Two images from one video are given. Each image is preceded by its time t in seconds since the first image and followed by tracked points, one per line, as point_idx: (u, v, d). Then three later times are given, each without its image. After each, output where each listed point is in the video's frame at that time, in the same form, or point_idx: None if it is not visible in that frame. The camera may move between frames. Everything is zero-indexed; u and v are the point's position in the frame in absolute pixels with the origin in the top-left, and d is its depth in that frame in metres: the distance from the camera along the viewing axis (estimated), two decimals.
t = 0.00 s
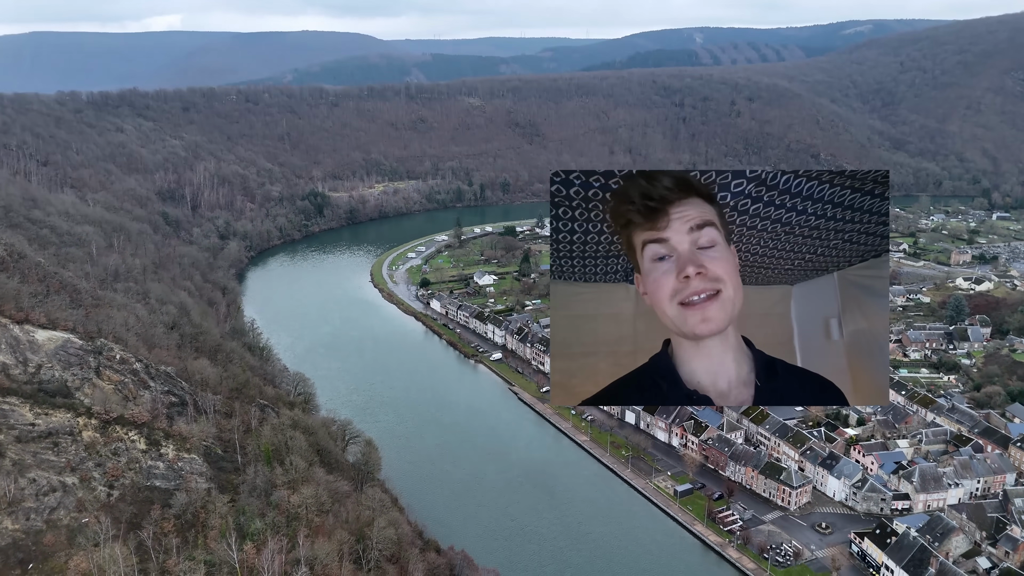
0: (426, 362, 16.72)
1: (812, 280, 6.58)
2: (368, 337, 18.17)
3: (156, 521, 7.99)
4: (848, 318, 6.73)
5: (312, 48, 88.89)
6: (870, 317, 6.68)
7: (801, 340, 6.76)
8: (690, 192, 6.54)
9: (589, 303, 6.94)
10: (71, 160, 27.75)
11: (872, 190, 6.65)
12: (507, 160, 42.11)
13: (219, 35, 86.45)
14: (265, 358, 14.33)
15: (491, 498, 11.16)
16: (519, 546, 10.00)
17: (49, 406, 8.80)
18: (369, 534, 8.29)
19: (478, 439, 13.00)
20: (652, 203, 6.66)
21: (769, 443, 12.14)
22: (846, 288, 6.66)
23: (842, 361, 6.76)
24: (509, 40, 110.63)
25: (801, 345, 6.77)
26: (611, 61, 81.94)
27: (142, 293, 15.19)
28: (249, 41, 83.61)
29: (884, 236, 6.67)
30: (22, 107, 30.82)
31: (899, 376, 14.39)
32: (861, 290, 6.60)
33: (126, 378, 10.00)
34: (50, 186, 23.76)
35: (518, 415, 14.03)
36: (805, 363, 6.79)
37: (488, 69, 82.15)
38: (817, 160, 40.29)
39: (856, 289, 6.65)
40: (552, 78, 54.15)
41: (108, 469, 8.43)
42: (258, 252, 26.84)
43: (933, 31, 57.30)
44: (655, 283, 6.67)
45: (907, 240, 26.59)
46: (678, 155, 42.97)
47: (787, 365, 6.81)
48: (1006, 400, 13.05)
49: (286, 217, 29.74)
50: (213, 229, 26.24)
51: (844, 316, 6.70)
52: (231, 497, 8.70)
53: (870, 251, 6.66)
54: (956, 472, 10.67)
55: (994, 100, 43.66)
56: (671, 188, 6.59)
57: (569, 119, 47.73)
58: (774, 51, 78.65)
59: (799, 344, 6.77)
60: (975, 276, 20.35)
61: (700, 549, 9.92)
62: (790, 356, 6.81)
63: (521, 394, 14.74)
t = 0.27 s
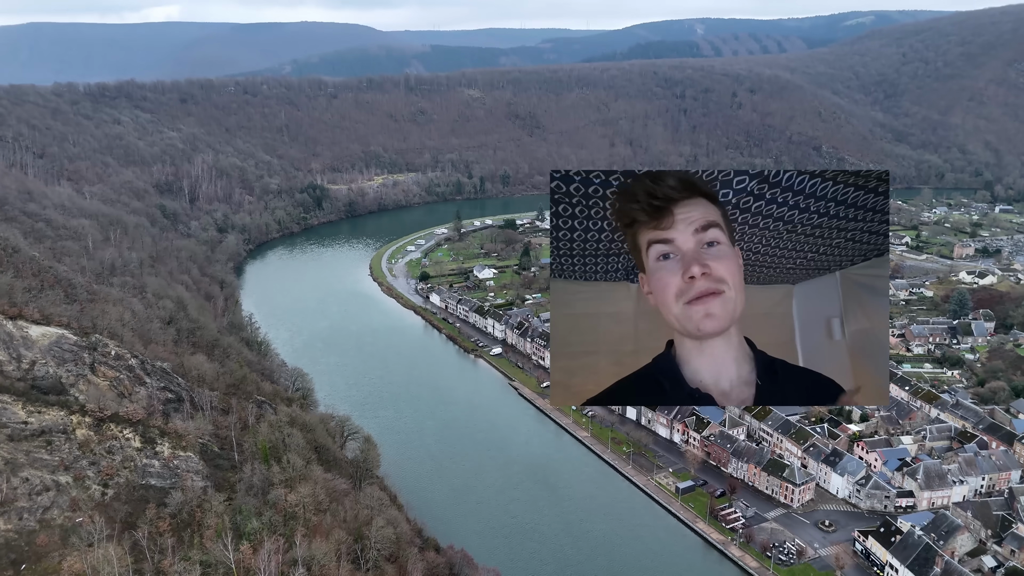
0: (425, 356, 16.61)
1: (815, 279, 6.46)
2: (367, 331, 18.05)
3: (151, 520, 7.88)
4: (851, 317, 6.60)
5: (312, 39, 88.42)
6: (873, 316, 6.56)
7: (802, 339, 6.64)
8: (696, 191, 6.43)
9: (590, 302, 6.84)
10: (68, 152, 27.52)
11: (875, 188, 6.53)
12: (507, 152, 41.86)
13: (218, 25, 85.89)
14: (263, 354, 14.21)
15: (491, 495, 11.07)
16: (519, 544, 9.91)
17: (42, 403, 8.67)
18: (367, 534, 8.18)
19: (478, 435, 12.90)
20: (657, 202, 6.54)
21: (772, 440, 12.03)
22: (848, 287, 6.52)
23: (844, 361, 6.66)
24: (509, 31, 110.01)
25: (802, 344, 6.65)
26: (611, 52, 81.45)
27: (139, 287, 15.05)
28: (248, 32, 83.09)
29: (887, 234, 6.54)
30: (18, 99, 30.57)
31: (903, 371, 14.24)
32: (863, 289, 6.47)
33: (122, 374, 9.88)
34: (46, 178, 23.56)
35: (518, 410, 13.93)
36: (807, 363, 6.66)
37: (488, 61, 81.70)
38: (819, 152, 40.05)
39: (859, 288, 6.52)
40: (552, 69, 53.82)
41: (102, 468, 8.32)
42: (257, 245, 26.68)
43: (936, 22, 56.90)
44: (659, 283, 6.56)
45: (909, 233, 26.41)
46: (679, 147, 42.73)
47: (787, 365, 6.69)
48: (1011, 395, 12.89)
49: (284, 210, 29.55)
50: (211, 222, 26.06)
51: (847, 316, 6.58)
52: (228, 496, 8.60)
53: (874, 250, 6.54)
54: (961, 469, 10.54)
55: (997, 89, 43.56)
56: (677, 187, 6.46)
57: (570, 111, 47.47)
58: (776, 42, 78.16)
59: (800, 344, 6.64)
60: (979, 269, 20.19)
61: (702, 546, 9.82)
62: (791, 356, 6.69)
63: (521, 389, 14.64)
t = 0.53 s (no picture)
0: (425, 352, 16.50)
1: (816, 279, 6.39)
2: (365, 327, 17.94)
3: (146, 521, 7.78)
4: (852, 317, 6.53)
5: (310, 31, 87.96)
6: (874, 316, 6.51)
7: (803, 340, 6.57)
8: (705, 191, 6.38)
9: (591, 301, 6.74)
10: (64, 146, 27.30)
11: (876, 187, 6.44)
12: (507, 145, 41.61)
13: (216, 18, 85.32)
14: (261, 351, 14.12)
15: (490, 494, 10.97)
16: (519, 543, 9.83)
17: (34, 402, 8.56)
18: (365, 534, 8.07)
19: (476, 432, 12.82)
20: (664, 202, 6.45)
21: (774, 437, 11.93)
22: (849, 286, 6.47)
23: (845, 361, 6.58)
24: (509, 23, 109.39)
25: (803, 345, 6.57)
26: (612, 44, 80.96)
27: (135, 282, 14.91)
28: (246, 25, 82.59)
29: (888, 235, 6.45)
30: (14, 91, 30.32)
31: (906, 367, 14.10)
32: (863, 289, 6.43)
33: (117, 371, 9.77)
34: (42, 172, 23.37)
35: (517, 407, 13.83)
36: (808, 363, 6.59)
37: (487, 53, 81.24)
38: (820, 146, 39.80)
39: (859, 287, 6.47)
40: (553, 62, 53.48)
41: (95, 468, 8.22)
42: (255, 239, 26.52)
43: (939, 15, 56.53)
44: (665, 282, 6.44)
45: (911, 228, 26.24)
46: (680, 140, 42.49)
47: (789, 366, 6.62)
48: (1015, 391, 12.70)
49: (283, 204, 29.36)
50: (209, 216, 25.89)
51: (848, 315, 6.50)
52: (224, 496, 8.50)
53: (874, 249, 6.46)
54: (966, 468, 10.41)
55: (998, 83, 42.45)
56: (684, 187, 6.43)
57: (571, 104, 47.17)
58: (777, 34, 77.73)
59: (801, 345, 6.57)
60: (982, 264, 20.01)
61: (704, 546, 9.71)
62: (793, 357, 6.60)
63: (521, 385, 14.54)
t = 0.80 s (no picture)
0: (424, 348, 16.37)
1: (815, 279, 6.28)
2: (364, 322, 17.82)
3: (140, 522, 7.67)
4: (851, 317, 6.41)
5: (309, 23, 87.52)
6: (873, 316, 6.40)
7: (802, 341, 6.44)
8: (710, 191, 6.25)
9: (590, 301, 6.62)
10: (61, 139, 27.11)
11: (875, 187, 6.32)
12: (507, 139, 41.39)
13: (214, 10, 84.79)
14: (259, 348, 13.99)
15: (490, 492, 10.87)
16: (519, 542, 9.73)
17: (27, 401, 8.45)
18: (363, 535, 7.95)
19: (476, 430, 12.70)
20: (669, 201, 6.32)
21: (777, 435, 11.82)
22: (848, 286, 6.36)
23: (845, 362, 6.45)
24: (509, 15, 108.87)
25: (803, 346, 6.43)
26: (612, 37, 80.58)
27: (132, 278, 14.79)
28: (245, 17, 82.14)
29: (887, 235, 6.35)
30: (10, 84, 30.12)
31: (910, 364, 13.96)
32: (863, 290, 6.33)
33: (112, 369, 9.66)
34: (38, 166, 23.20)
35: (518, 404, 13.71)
36: (808, 365, 6.45)
37: (487, 46, 80.84)
38: (822, 139, 39.59)
39: (858, 287, 6.36)
40: (553, 54, 53.21)
41: (89, 469, 8.11)
42: (253, 234, 26.36)
43: (942, 7, 56.18)
44: (667, 282, 6.30)
45: (913, 222, 26.09)
46: (681, 133, 42.27)
47: (789, 368, 6.47)
48: (1020, 388, 12.58)
49: (281, 198, 29.20)
50: (207, 210, 25.72)
51: (847, 315, 6.39)
52: (220, 497, 8.38)
53: (873, 249, 6.36)
54: (970, 466, 10.29)
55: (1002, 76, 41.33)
56: (688, 187, 6.30)
57: (571, 97, 46.89)
58: (778, 27, 77.30)
59: (801, 346, 6.43)
60: (985, 259, 19.86)
61: (705, 545, 9.61)
62: (792, 359, 6.46)
63: (521, 382, 14.41)
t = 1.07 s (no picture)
0: (423, 346, 16.22)
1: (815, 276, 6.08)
2: (363, 319, 17.68)
3: (133, 525, 7.56)
4: (851, 312, 6.21)
5: (308, 17, 87.05)
6: (875, 312, 6.19)
7: (802, 337, 6.26)
8: (694, 191, 6.10)
9: (592, 299, 6.48)
10: (58, 134, 26.92)
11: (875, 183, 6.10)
12: (507, 134, 41.16)
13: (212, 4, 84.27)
14: (256, 347, 13.86)
15: (489, 493, 10.75)
16: (518, 544, 9.63)
17: (19, 402, 8.34)
18: (360, 539, 7.84)
19: (474, 429, 12.58)
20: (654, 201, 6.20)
21: (779, 434, 11.70)
22: (848, 283, 6.16)
23: (845, 359, 6.27)
24: (508, 9, 108.38)
25: (802, 342, 6.26)
26: (612, 31, 80.22)
27: (128, 275, 14.64)
28: (243, 11, 81.71)
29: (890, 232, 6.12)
30: (6, 79, 29.91)
31: (913, 362, 13.82)
32: (864, 286, 6.15)
33: (106, 369, 9.55)
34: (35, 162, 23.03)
35: (517, 402, 13.59)
36: (808, 362, 6.28)
37: (487, 40, 80.42)
38: (823, 134, 39.39)
39: (857, 284, 6.17)
40: (553, 49, 52.94)
41: (82, 471, 8.00)
42: (251, 230, 26.20)
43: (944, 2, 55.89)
44: (657, 283, 6.22)
45: (915, 217, 25.94)
46: (681, 128, 42.06)
47: (790, 363, 6.31)
48: None
49: (279, 194, 29.03)
50: (204, 206, 25.54)
51: (847, 312, 6.19)
52: (216, 499, 8.27)
53: (874, 246, 6.15)
54: (975, 466, 10.16)
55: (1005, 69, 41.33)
56: (674, 186, 6.17)
57: (571, 91, 46.63)
58: (779, 20, 76.89)
59: (800, 344, 6.26)
60: (989, 255, 19.71)
61: (707, 546, 9.51)
62: (793, 354, 6.29)
63: (521, 380, 14.28)
